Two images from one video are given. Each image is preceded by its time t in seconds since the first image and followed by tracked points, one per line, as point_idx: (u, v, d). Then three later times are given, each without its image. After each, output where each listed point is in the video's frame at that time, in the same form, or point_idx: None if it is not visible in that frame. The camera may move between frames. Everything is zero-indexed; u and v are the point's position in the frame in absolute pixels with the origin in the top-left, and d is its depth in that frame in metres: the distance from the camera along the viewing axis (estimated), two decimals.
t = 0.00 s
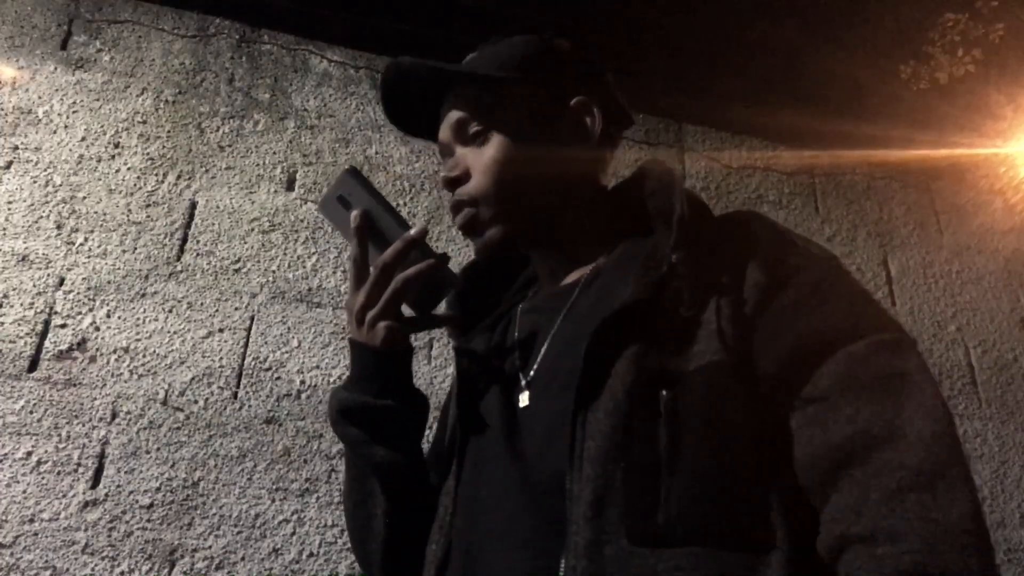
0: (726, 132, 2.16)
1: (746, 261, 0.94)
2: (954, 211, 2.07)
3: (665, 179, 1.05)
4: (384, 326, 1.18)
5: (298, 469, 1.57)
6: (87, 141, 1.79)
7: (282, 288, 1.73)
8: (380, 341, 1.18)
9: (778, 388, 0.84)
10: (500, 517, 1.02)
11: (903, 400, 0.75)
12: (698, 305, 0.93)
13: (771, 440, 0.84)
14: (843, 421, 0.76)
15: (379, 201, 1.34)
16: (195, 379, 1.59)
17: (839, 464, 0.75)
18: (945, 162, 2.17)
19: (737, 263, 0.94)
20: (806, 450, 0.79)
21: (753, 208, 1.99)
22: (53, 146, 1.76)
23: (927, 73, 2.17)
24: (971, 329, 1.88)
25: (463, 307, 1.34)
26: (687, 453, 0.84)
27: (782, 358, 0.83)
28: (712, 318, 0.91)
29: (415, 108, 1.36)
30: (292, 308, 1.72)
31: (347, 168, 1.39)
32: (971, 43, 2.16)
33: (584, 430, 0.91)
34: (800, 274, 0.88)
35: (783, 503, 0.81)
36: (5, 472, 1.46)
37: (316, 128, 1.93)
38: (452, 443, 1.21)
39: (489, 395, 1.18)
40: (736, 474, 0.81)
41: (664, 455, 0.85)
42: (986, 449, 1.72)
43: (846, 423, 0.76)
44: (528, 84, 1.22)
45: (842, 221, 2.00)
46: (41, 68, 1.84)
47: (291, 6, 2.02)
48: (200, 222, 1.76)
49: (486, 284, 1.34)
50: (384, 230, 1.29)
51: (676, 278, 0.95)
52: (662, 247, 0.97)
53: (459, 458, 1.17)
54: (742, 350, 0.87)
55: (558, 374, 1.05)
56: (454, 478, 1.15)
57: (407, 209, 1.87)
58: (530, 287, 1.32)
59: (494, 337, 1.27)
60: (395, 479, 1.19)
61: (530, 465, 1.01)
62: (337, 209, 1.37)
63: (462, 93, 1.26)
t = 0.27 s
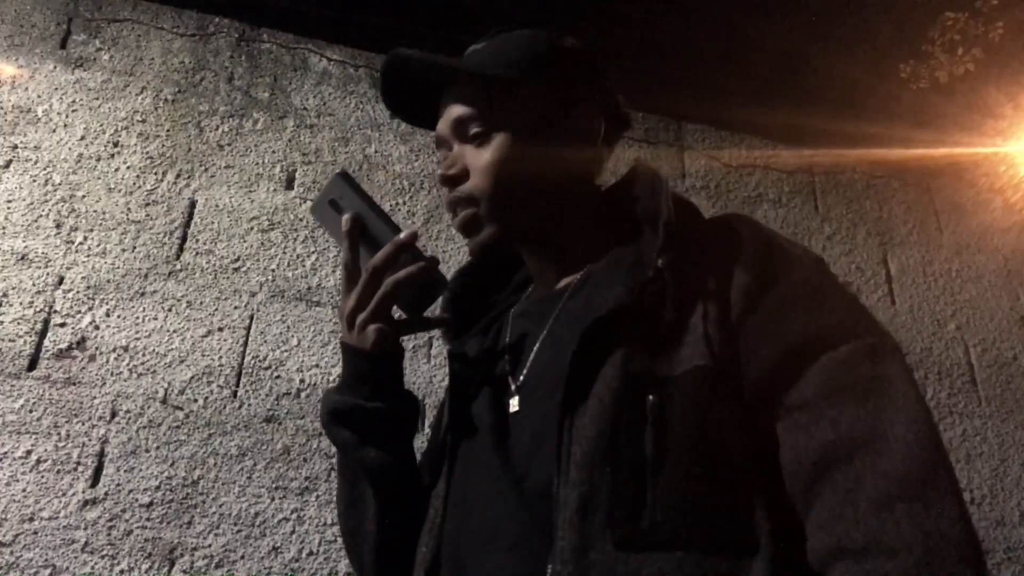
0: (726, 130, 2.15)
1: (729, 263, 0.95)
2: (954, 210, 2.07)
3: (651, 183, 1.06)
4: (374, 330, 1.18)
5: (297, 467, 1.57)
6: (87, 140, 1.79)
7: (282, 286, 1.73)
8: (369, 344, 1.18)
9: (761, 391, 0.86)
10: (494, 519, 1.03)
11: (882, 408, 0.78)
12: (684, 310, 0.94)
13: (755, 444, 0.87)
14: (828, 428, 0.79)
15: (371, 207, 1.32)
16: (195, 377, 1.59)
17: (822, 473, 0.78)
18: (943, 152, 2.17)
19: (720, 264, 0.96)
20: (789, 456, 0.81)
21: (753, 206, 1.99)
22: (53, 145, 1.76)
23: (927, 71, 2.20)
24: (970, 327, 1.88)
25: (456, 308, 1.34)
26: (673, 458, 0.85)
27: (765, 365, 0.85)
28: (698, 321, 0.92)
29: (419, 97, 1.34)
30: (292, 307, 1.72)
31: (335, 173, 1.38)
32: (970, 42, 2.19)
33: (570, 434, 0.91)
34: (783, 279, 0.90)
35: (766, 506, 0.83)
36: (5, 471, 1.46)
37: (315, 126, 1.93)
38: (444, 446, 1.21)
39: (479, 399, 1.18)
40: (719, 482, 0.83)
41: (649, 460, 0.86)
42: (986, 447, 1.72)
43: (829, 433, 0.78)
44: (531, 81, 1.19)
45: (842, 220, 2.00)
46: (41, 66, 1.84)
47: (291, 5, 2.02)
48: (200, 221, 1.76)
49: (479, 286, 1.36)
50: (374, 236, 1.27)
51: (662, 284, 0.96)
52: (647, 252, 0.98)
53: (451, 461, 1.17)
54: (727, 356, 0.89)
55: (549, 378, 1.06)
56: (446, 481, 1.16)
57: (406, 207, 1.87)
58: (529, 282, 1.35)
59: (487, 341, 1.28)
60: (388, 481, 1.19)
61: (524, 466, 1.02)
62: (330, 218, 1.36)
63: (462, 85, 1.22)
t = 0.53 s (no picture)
0: (727, 129, 2.15)
1: (727, 264, 0.95)
2: (954, 208, 2.07)
3: (648, 183, 1.06)
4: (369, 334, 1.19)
5: (297, 466, 1.57)
6: (87, 138, 1.79)
7: (282, 285, 1.73)
8: (364, 347, 1.19)
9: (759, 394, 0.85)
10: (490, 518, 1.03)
11: (881, 410, 0.77)
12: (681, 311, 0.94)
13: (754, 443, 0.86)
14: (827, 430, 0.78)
15: (360, 209, 1.33)
16: (195, 376, 1.59)
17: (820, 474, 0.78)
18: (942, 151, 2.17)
19: (719, 266, 0.95)
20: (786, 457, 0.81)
21: (753, 205, 1.99)
22: (53, 144, 1.76)
23: (927, 70, 2.19)
24: (970, 326, 1.88)
25: (450, 309, 1.34)
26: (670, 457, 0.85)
27: (763, 366, 0.84)
28: (696, 323, 0.91)
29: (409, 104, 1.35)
30: (291, 306, 1.72)
31: (325, 176, 1.39)
32: (971, 41, 2.18)
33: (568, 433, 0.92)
34: (781, 280, 0.89)
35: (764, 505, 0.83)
36: (5, 470, 1.46)
37: (315, 125, 1.93)
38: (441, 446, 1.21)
39: (476, 399, 1.18)
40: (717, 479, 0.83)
41: (647, 460, 0.86)
42: (985, 446, 1.72)
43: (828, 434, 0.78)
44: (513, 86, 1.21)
45: (842, 219, 2.00)
46: (41, 65, 1.84)
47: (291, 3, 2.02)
48: (200, 220, 1.76)
49: (474, 287, 1.36)
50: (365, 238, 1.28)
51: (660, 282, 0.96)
52: (646, 251, 0.98)
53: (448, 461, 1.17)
54: (724, 357, 0.88)
55: (546, 377, 1.06)
56: (443, 481, 1.16)
57: (406, 206, 1.87)
58: (521, 285, 1.34)
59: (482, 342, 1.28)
60: (385, 481, 1.19)
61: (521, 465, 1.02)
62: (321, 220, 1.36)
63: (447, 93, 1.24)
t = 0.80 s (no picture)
0: (727, 129, 2.16)
1: (730, 260, 0.95)
2: (955, 208, 2.07)
3: (651, 179, 1.06)
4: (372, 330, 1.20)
5: (298, 467, 1.57)
6: (87, 139, 1.79)
7: (283, 285, 1.73)
8: (368, 343, 1.20)
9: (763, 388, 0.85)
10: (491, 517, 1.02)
11: (884, 403, 0.77)
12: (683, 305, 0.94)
13: (758, 438, 0.86)
14: (829, 424, 0.78)
15: (363, 204, 1.32)
16: (195, 377, 1.59)
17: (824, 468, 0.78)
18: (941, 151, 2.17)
19: (722, 261, 0.95)
20: (790, 452, 0.81)
21: (754, 205, 1.99)
22: (53, 144, 1.76)
23: (927, 69, 2.16)
24: (971, 326, 1.88)
25: (452, 308, 1.34)
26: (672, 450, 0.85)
27: (766, 361, 0.84)
28: (699, 317, 0.92)
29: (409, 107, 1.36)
30: (292, 306, 1.72)
31: (328, 172, 1.38)
32: (971, 40, 2.15)
33: (570, 428, 0.93)
34: (784, 276, 0.90)
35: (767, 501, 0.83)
36: (6, 470, 1.46)
37: (316, 125, 1.93)
38: (443, 445, 1.21)
39: (478, 396, 1.18)
40: (722, 472, 0.82)
41: (649, 455, 0.86)
42: (986, 446, 1.72)
43: (831, 428, 0.78)
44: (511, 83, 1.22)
45: (843, 219, 2.00)
46: (42, 65, 1.84)
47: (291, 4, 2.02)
48: (200, 220, 1.76)
49: (475, 286, 1.36)
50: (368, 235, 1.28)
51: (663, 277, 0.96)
52: (649, 246, 0.98)
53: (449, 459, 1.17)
54: (727, 351, 0.88)
55: (547, 376, 1.06)
56: (445, 479, 1.16)
57: (406, 207, 1.87)
58: (524, 282, 1.34)
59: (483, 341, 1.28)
60: (387, 480, 1.19)
61: (523, 464, 1.02)
62: (323, 216, 1.35)
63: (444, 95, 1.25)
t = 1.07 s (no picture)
0: (727, 130, 2.16)
1: (735, 256, 0.94)
2: (955, 209, 2.07)
3: (656, 174, 1.06)
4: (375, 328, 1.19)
5: (299, 468, 1.57)
6: (88, 140, 1.79)
7: (283, 286, 1.73)
8: (370, 341, 1.19)
9: (768, 385, 0.84)
10: (493, 518, 1.02)
11: (889, 397, 0.76)
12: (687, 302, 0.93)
13: (762, 437, 0.85)
14: (833, 419, 0.77)
15: (367, 205, 1.33)
16: (196, 378, 1.59)
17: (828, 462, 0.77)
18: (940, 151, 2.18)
19: (727, 258, 0.95)
20: (795, 446, 0.80)
21: (755, 206, 1.99)
22: (54, 146, 1.76)
23: (927, 69, 2.18)
24: (972, 327, 1.88)
25: (456, 306, 1.33)
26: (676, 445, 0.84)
27: (771, 355, 0.84)
28: (703, 313, 0.91)
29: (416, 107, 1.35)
30: (292, 307, 1.72)
31: (332, 173, 1.40)
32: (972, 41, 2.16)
33: (572, 423, 0.92)
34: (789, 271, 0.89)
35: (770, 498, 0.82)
36: (7, 471, 1.46)
37: (316, 126, 1.93)
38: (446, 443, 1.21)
39: (480, 393, 1.18)
40: (726, 469, 0.82)
41: (653, 452, 0.85)
42: (988, 447, 1.72)
43: (834, 423, 0.77)
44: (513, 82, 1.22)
45: (843, 219, 2.00)
46: (42, 67, 1.84)
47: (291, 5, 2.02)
48: (201, 222, 1.76)
49: (478, 286, 1.36)
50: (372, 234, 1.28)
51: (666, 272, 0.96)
52: (652, 243, 0.98)
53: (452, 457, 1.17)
54: (731, 346, 0.87)
55: (550, 375, 1.05)
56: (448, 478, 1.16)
57: (406, 208, 1.87)
58: (529, 281, 1.34)
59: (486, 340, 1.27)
60: (388, 480, 1.19)
61: (525, 464, 1.01)
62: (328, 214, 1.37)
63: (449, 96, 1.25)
